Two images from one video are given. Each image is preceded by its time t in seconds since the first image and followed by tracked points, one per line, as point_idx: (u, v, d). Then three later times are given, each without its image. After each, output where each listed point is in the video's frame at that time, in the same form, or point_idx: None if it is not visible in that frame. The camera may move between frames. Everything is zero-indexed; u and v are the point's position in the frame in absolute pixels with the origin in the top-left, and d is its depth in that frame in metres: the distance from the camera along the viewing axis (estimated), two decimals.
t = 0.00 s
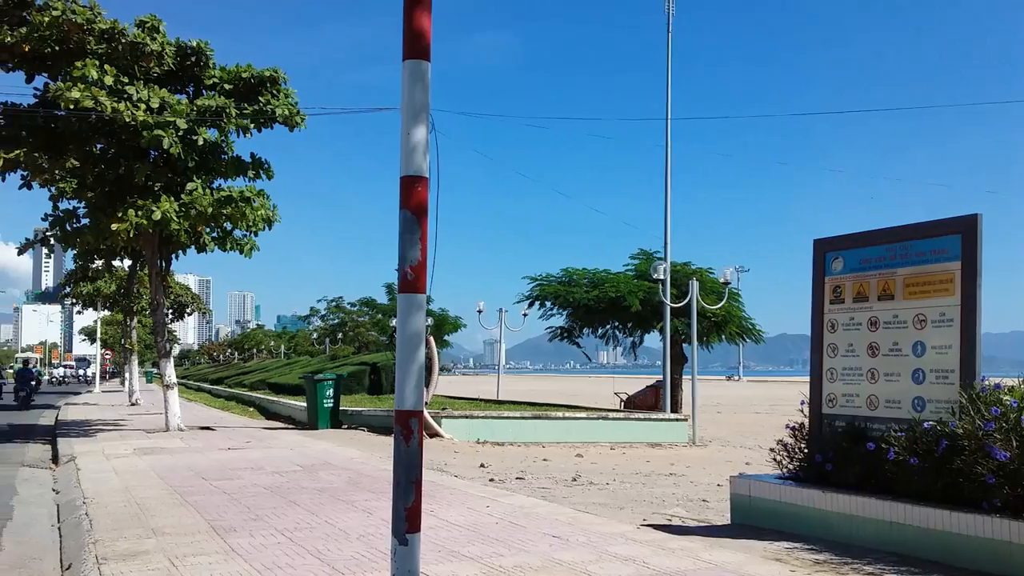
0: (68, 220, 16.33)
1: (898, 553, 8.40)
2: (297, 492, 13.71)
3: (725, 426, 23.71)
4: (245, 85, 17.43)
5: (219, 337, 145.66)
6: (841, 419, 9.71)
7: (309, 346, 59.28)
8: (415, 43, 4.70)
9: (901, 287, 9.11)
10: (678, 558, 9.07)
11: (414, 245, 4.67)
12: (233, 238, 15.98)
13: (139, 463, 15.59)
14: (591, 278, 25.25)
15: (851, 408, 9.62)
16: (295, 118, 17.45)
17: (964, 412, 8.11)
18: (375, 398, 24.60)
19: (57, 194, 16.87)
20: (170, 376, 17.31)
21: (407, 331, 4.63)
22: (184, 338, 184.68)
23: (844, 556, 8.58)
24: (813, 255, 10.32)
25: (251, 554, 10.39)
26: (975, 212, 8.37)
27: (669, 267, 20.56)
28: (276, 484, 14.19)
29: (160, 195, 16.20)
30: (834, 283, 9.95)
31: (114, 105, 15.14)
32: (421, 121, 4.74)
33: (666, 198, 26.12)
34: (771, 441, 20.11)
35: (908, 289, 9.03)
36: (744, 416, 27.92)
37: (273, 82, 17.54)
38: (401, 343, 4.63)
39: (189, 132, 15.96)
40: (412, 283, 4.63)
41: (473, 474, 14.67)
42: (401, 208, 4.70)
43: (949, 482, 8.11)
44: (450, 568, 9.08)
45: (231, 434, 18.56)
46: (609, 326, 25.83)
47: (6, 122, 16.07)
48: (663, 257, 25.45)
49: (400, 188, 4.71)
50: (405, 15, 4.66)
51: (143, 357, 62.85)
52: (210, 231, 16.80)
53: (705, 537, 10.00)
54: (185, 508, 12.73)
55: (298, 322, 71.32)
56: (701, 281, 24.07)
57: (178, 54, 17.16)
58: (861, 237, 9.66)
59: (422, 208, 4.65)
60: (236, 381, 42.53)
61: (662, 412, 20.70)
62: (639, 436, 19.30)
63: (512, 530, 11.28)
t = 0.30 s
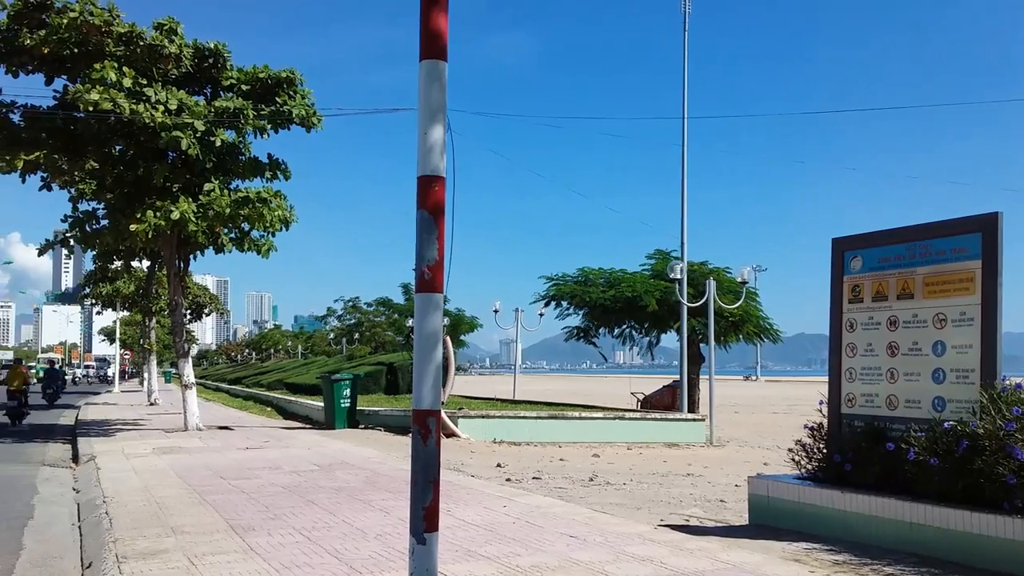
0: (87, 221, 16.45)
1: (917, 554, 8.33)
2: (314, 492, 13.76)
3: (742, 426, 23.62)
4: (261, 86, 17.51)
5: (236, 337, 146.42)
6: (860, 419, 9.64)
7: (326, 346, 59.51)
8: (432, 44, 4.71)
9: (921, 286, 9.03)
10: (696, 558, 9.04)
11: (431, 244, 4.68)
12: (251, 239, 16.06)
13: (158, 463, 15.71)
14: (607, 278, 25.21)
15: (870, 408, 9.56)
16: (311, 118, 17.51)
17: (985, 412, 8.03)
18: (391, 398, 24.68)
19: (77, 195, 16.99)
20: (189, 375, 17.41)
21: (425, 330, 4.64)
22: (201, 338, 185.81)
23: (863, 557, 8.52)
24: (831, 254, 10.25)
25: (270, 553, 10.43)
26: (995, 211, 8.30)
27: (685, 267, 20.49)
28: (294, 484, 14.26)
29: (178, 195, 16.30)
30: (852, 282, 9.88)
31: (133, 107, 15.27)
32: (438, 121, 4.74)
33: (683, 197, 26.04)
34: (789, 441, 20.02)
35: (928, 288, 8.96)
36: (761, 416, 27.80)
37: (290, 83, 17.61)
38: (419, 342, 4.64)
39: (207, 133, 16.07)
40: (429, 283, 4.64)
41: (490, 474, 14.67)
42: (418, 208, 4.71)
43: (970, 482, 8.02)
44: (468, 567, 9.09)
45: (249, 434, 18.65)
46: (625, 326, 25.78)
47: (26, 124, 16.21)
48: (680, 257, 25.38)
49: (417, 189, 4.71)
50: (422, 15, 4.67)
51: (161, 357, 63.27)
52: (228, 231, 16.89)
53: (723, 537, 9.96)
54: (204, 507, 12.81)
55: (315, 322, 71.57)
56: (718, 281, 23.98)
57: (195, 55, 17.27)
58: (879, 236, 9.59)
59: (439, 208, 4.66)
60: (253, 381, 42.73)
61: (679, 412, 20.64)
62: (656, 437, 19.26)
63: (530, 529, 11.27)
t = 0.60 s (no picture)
0: (102, 222, 16.54)
1: (934, 555, 8.27)
2: (329, 491, 13.79)
3: (757, 426, 23.54)
4: (275, 87, 17.56)
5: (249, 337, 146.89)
6: (876, 419, 9.56)
7: (339, 346, 59.64)
8: (445, 44, 4.70)
9: (937, 285, 8.96)
10: (711, 559, 9.00)
11: (445, 245, 4.67)
12: (265, 240, 16.10)
13: (173, 462, 15.77)
14: (620, 278, 25.16)
15: (886, 408, 9.48)
16: (324, 119, 17.54)
17: (1002, 412, 7.96)
18: (406, 398, 24.73)
19: (92, 196, 17.05)
20: (203, 375, 17.47)
21: (439, 331, 4.63)
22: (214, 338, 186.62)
23: (879, 558, 8.45)
24: (846, 253, 10.17)
25: (284, 552, 10.44)
26: (1013, 209, 8.24)
27: (699, 266, 20.41)
28: (308, 483, 14.29)
29: (192, 196, 16.36)
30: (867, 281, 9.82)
31: (147, 108, 15.35)
32: (451, 121, 4.73)
33: (696, 196, 25.96)
34: (804, 441, 19.92)
35: (944, 288, 8.89)
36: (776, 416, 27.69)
37: (303, 83, 17.65)
38: (433, 343, 4.63)
39: (221, 134, 16.13)
40: (443, 283, 4.63)
41: (503, 474, 14.65)
42: (432, 209, 4.70)
43: (987, 483, 7.95)
44: (482, 567, 9.09)
45: (263, 433, 18.71)
46: (639, 325, 25.73)
47: (42, 125, 16.30)
48: (693, 256, 25.30)
49: (431, 189, 4.70)
50: (436, 15, 4.66)
51: (176, 357, 63.57)
52: (242, 232, 16.94)
53: (738, 538, 9.92)
54: (219, 507, 12.85)
55: (328, 322, 71.72)
56: (732, 281, 23.90)
57: (209, 57, 17.32)
58: (895, 234, 9.51)
59: (453, 208, 4.65)
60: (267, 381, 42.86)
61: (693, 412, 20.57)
62: (670, 437, 19.23)
63: (544, 529, 11.25)
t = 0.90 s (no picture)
0: (125, 223, 16.73)
1: (956, 555, 8.25)
2: (349, 490, 13.89)
3: (776, 425, 23.45)
4: (295, 89, 17.69)
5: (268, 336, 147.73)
6: (897, 418, 9.53)
7: (358, 345, 59.86)
8: (465, 45, 4.74)
9: (959, 284, 8.93)
10: (730, 558, 9.01)
11: (465, 244, 4.72)
12: (285, 240, 16.23)
13: (195, 461, 15.94)
14: (639, 277, 25.15)
15: (907, 408, 9.44)
16: (344, 120, 17.66)
17: None
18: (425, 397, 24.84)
19: (115, 198, 17.24)
20: (224, 375, 17.63)
21: (459, 331, 4.68)
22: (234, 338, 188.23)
23: (901, 558, 8.43)
24: (867, 252, 10.14)
25: (306, 550, 10.55)
26: None
27: (718, 265, 20.36)
28: (329, 482, 14.40)
29: (214, 197, 16.51)
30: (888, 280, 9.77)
31: (170, 110, 15.51)
32: (471, 122, 4.78)
33: (714, 195, 25.90)
34: (824, 441, 19.83)
35: (966, 286, 8.85)
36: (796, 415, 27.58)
37: (322, 85, 17.78)
38: (453, 343, 4.68)
39: (242, 136, 16.27)
40: (463, 283, 4.68)
41: (522, 473, 14.70)
42: (453, 209, 4.75)
43: (1009, 483, 7.92)
44: (502, 565, 9.15)
45: (284, 432, 18.86)
46: (657, 324, 25.73)
47: (66, 128, 16.51)
48: (712, 255, 25.25)
49: (451, 190, 4.75)
50: (456, 17, 4.71)
51: (197, 357, 64.06)
52: (262, 232, 17.08)
53: (757, 537, 9.92)
54: (241, 505, 12.98)
55: (347, 322, 71.99)
56: (751, 280, 23.83)
57: (230, 59, 17.48)
58: (917, 233, 9.48)
59: (474, 208, 4.69)
60: (287, 380, 43.11)
61: (712, 411, 20.55)
62: (688, 436, 19.21)
63: (563, 528, 11.29)
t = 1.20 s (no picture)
0: (147, 224, 16.88)
1: (980, 556, 8.17)
2: (369, 489, 13.94)
3: (798, 425, 23.31)
4: (314, 89, 17.77)
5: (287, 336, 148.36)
6: (920, 418, 9.45)
7: (378, 344, 60.03)
8: (485, 45, 4.74)
9: (982, 282, 8.85)
10: (751, 558, 8.97)
11: (485, 244, 4.72)
12: (305, 240, 16.31)
13: (217, 459, 16.06)
14: (658, 276, 25.08)
15: (930, 407, 9.36)
16: (363, 120, 17.72)
17: None
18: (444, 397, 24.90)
19: (137, 198, 17.37)
20: (245, 374, 17.75)
21: (480, 330, 4.69)
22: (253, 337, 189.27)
23: (924, 559, 8.36)
24: (889, 250, 10.06)
25: (327, 548, 10.59)
26: None
27: (738, 264, 20.27)
28: (349, 480, 14.46)
29: (234, 198, 16.62)
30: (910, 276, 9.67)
31: (191, 111, 15.62)
32: (491, 121, 4.78)
33: (734, 194, 25.78)
34: (846, 441, 19.69)
35: (990, 284, 8.76)
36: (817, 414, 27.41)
37: (341, 85, 17.86)
38: (474, 342, 4.69)
39: (262, 137, 16.38)
40: (483, 282, 4.69)
41: (541, 473, 14.70)
42: (473, 208, 4.75)
43: None
44: (521, 564, 9.15)
45: (304, 431, 18.96)
46: (676, 323, 25.67)
47: (88, 130, 16.66)
48: (732, 254, 25.14)
49: (471, 189, 4.76)
50: (476, 17, 4.72)
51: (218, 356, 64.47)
52: (282, 232, 17.19)
53: (778, 537, 9.87)
54: (263, 503, 13.05)
55: (366, 321, 72.18)
56: (772, 278, 23.71)
57: (250, 60, 17.59)
58: (939, 230, 9.40)
59: (493, 207, 4.70)
60: (307, 379, 43.30)
61: (732, 411, 20.47)
62: (708, 436, 19.16)
63: (583, 528, 11.28)
